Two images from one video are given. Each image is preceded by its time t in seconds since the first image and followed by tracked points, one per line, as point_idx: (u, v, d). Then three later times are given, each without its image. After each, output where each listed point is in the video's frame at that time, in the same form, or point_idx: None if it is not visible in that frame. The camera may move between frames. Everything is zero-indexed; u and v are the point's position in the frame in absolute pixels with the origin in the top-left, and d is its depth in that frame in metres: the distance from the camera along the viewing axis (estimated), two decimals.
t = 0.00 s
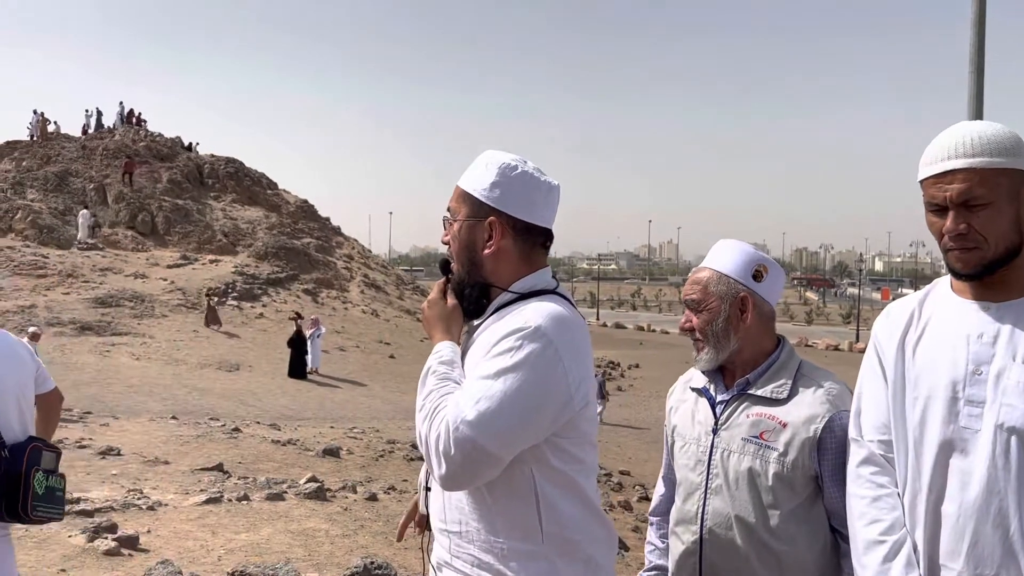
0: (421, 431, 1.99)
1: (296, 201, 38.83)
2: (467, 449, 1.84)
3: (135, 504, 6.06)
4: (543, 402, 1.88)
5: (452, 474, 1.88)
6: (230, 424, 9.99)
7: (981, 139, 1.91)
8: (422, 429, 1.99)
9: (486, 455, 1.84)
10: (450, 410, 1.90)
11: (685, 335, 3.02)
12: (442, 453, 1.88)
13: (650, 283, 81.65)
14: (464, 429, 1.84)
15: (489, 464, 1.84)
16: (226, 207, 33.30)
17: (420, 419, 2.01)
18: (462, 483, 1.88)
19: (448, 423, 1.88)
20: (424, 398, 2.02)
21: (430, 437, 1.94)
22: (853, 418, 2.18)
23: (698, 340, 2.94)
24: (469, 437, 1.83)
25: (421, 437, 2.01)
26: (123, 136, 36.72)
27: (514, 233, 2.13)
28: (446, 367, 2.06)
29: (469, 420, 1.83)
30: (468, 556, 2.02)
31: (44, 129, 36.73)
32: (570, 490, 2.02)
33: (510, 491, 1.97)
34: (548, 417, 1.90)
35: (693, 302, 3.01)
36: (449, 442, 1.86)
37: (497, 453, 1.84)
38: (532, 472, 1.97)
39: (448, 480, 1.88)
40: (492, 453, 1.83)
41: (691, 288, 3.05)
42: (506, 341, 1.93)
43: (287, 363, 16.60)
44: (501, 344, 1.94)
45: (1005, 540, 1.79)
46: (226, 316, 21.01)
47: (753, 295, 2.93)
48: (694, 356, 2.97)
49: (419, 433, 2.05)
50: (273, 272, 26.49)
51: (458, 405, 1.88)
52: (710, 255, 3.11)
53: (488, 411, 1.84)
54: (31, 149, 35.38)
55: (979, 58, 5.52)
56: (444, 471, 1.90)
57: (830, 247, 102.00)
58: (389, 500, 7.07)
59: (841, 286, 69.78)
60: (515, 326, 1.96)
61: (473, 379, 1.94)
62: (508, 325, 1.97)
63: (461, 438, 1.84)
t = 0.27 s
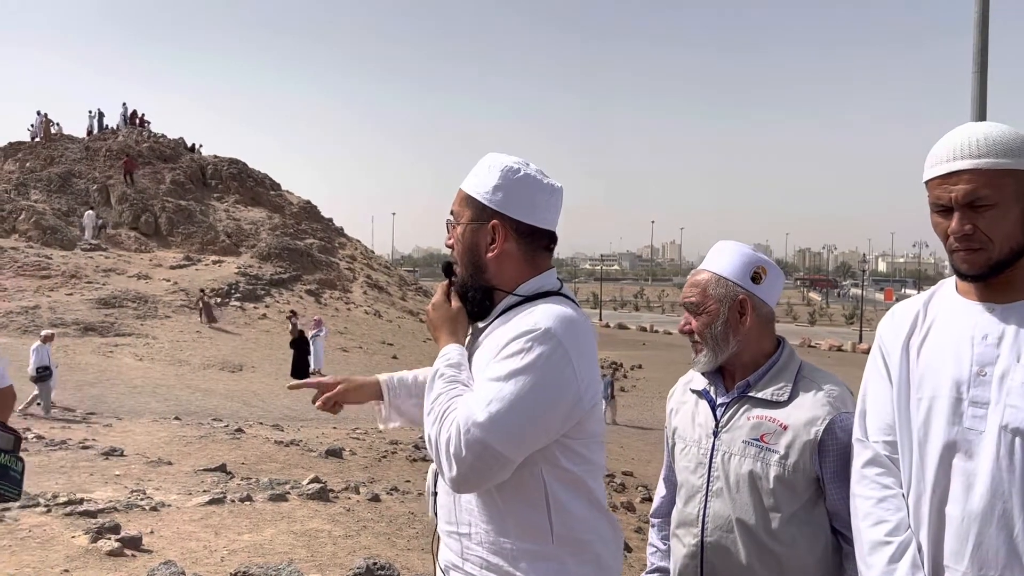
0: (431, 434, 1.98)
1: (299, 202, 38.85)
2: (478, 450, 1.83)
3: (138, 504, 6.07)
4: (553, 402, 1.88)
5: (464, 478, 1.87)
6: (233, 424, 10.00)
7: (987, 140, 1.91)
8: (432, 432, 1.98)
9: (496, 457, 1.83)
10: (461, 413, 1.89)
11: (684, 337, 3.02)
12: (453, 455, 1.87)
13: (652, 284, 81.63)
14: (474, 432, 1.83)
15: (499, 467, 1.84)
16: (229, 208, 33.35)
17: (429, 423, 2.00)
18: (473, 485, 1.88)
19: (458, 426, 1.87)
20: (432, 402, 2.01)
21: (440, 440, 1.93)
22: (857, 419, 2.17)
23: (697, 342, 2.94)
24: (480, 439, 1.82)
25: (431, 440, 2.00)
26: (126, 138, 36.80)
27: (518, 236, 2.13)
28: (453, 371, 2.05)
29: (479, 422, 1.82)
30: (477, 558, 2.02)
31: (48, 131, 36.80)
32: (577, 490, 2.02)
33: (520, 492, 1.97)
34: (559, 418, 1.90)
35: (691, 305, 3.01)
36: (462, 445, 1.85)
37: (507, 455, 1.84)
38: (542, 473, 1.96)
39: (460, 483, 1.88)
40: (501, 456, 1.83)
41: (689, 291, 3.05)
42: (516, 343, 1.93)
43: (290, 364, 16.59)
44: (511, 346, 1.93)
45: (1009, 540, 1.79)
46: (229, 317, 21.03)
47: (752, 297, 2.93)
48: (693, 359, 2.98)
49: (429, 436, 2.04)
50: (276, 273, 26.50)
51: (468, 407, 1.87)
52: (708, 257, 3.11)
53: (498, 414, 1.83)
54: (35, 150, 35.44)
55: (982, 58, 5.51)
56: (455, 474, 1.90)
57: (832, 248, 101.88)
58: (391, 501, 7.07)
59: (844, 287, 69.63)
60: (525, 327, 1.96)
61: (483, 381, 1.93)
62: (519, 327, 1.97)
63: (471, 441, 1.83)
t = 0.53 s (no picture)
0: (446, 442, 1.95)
1: (301, 203, 38.88)
2: (496, 456, 1.81)
3: (141, 504, 6.08)
4: (568, 407, 1.88)
5: (482, 485, 1.85)
6: (235, 425, 10.02)
7: (990, 141, 1.90)
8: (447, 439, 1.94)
9: (515, 463, 1.82)
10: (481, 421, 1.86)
11: (685, 337, 3.02)
12: (472, 462, 1.85)
13: (654, 284, 81.60)
14: (492, 438, 1.81)
15: (517, 472, 1.82)
16: (231, 209, 33.39)
17: (443, 430, 1.97)
18: (491, 491, 1.86)
19: (476, 432, 1.85)
20: (445, 409, 1.98)
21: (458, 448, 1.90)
22: (862, 420, 2.17)
23: (699, 344, 2.95)
24: (497, 446, 1.80)
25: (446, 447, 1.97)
26: (128, 139, 36.83)
27: (522, 240, 2.13)
28: (464, 378, 2.01)
29: (498, 429, 1.80)
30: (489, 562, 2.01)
31: (51, 132, 36.85)
32: (588, 490, 2.02)
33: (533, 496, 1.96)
34: (573, 424, 1.89)
35: (693, 305, 3.01)
36: (481, 452, 1.83)
37: (526, 460, 1.82)
38: (556, 475, 1.96)
39: (480, 490, 1.85)
40: (521, 461, 1.82)
41: (689, 291, 3.05)
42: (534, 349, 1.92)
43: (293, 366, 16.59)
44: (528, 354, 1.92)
45: (1012, 541, 1.78)
46: (231, 318, 21.05)
47: (754, 297, 2.93)
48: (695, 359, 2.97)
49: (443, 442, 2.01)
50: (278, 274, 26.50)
51: (485, 414, 1.85)
52: (708, 259, 3.11)
53: (517, 419, 1.81)
54: (38, 151, 35.49)
55: (985, 59, 5.50)
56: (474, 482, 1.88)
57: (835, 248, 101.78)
58: (394, 502, 7.06)
59: (847, 287, 69.48)
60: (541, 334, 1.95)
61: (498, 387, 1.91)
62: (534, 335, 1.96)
63: (491, 447, 1.81)
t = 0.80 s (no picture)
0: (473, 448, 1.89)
1: (304, 203, 38.90)
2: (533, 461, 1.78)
3: (143, 505, 6.08)
4: (599, 409, 1.89)
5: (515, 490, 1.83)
6: (237, 426, 10.02)
7: (993, 142, 1.89)
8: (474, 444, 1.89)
9: (554, 469, 1.80)
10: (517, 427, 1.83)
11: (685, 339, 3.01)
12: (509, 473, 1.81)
13: (656, 284, 81.63)
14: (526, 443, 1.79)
15: (554, 478, 1.81)
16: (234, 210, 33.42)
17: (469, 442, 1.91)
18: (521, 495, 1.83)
19: (513, 442, 1.81)
20: (470, 420, 1.92)
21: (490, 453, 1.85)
22: (865, 421, 2.16)
23: (699, 346, 2.94)
24: (533, 450, 1.78)
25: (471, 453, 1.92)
26: (130, 140, 36.85)
27: (534, 244, 2.14)
28: (485, 387, 1.96)
29: (538, 436, 1.78)
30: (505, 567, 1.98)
31: (53, 133, 36.88)
32: (605, 489, 2.03)
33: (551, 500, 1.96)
34: (599, 428, 1.89)
35: (693, 308, 2.99)
36: (518, 457, 1.80)
37: (564, 465, 1.82)
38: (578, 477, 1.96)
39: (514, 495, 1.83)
40: (559, 466, 1.81)
41: (689, 294, 3.04)
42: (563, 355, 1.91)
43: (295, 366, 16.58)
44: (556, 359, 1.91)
45: (1012, 541, 1.78)
46: (233, 319, 21.06)
47: (752, 298, 2.93)
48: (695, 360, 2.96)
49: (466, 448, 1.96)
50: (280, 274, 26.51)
51: (521, 422, 1.82)
52: (705, 261, 3.10)
53: (555, 426, 1.80)
54: (41, 152, 35.52)
55: (988, 59, 5.49)
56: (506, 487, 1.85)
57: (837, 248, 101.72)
58: (396, 503, 7.05)
59: (849, 288, 69.37)
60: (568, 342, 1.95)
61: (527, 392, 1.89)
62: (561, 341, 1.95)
63: (531, 455, 1.78)
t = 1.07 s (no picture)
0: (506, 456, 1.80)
1: (305, 204, 38.94)
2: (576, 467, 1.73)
3: (145, 506, 6.09)
4: (631, 406, 1.90)
5: (553, 498, 1.77)
6: (239, 426, 10.03)
7: (995, 142, 1.89)
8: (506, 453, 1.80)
9: (598, 470, 1.78)
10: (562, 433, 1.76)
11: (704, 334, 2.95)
12: (556, 481, 1.74)
13: (657, 285, 81.65)
14: (570, 448, 1.74)
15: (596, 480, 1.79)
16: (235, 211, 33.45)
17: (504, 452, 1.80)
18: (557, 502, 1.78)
19: (559, 446, 1.75)
20: (504, 429, 1.81)
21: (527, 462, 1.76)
22: (866, 421, 2.16)
23: (718, 339, 2.90)
24: (576, 454, 1.73)
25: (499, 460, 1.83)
26: (132, 140, 36.89)
27: (556, 248, 2.16)
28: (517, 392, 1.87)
29: (586, 439, 1.75)
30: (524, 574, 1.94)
31: (55, 134, 36.94)
32: (620, 485, 2.05)
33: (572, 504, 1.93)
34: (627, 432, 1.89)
35: (715, 299, 2.95)
36: (563, 464, 1.73)
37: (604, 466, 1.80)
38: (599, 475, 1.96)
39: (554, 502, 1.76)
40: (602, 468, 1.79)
41: (709, 283, 2.99)
42: (599, 360, 1.89)
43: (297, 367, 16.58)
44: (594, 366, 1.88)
45: (1011, 541, 1.78)
46: (235, 320, 21.09)
47: (774, 294, 3.00)
48: (715, 355, 2.90)
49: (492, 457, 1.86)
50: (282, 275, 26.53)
51: (565, 424, 1.78)
52: (723, 254, 3.08)
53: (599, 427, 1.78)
54: (43, 153, 35.58)
55: (990, 59, 5.49)
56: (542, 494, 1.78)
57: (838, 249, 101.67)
58: (397, 504, 7.04)
59: (851, 288, 69.36)
60: (601, 347, 1.93)
61: (562, 397, 1.84)
62: (594, 346, 1.93)
63: (580, 460, 1.73)
